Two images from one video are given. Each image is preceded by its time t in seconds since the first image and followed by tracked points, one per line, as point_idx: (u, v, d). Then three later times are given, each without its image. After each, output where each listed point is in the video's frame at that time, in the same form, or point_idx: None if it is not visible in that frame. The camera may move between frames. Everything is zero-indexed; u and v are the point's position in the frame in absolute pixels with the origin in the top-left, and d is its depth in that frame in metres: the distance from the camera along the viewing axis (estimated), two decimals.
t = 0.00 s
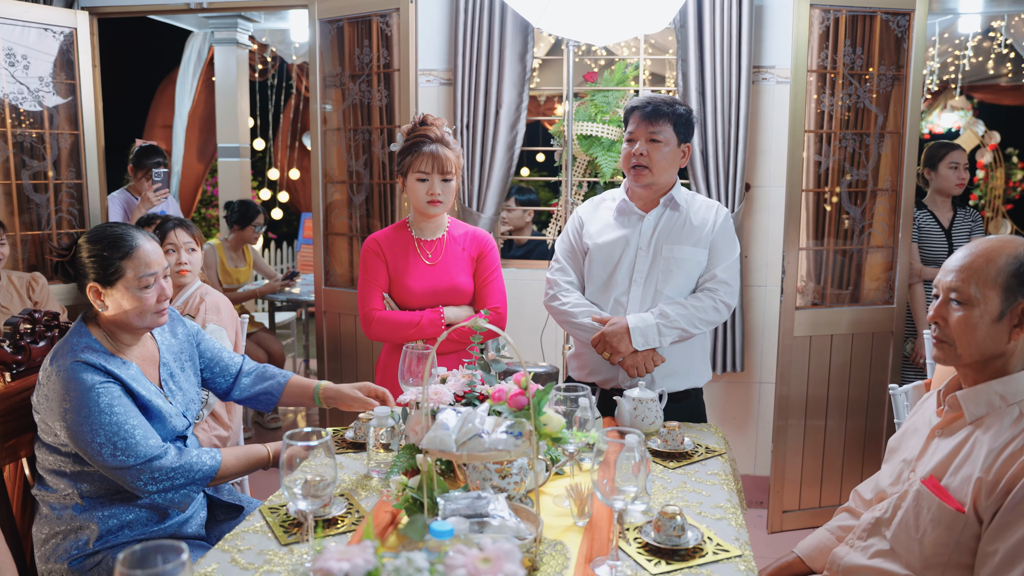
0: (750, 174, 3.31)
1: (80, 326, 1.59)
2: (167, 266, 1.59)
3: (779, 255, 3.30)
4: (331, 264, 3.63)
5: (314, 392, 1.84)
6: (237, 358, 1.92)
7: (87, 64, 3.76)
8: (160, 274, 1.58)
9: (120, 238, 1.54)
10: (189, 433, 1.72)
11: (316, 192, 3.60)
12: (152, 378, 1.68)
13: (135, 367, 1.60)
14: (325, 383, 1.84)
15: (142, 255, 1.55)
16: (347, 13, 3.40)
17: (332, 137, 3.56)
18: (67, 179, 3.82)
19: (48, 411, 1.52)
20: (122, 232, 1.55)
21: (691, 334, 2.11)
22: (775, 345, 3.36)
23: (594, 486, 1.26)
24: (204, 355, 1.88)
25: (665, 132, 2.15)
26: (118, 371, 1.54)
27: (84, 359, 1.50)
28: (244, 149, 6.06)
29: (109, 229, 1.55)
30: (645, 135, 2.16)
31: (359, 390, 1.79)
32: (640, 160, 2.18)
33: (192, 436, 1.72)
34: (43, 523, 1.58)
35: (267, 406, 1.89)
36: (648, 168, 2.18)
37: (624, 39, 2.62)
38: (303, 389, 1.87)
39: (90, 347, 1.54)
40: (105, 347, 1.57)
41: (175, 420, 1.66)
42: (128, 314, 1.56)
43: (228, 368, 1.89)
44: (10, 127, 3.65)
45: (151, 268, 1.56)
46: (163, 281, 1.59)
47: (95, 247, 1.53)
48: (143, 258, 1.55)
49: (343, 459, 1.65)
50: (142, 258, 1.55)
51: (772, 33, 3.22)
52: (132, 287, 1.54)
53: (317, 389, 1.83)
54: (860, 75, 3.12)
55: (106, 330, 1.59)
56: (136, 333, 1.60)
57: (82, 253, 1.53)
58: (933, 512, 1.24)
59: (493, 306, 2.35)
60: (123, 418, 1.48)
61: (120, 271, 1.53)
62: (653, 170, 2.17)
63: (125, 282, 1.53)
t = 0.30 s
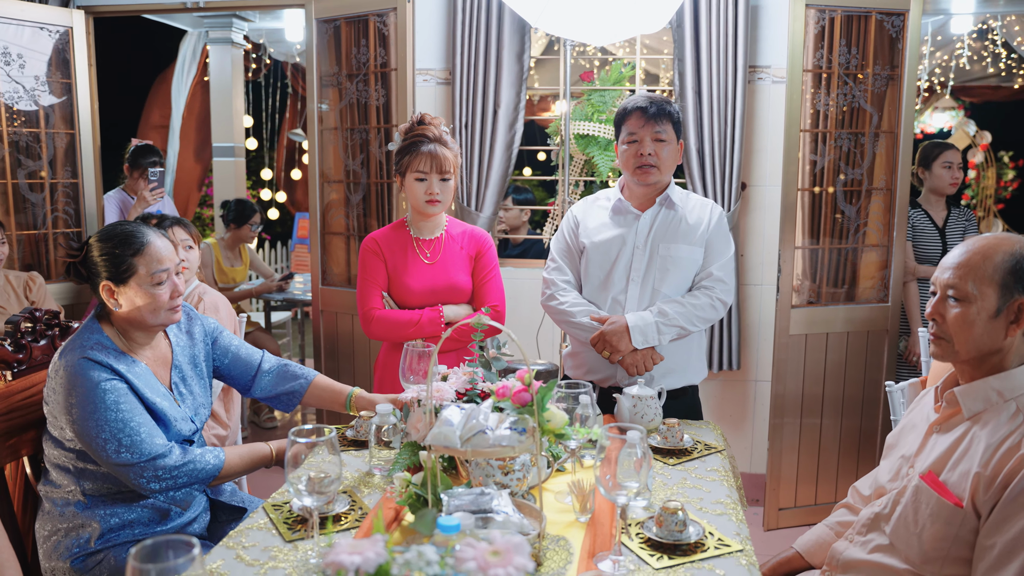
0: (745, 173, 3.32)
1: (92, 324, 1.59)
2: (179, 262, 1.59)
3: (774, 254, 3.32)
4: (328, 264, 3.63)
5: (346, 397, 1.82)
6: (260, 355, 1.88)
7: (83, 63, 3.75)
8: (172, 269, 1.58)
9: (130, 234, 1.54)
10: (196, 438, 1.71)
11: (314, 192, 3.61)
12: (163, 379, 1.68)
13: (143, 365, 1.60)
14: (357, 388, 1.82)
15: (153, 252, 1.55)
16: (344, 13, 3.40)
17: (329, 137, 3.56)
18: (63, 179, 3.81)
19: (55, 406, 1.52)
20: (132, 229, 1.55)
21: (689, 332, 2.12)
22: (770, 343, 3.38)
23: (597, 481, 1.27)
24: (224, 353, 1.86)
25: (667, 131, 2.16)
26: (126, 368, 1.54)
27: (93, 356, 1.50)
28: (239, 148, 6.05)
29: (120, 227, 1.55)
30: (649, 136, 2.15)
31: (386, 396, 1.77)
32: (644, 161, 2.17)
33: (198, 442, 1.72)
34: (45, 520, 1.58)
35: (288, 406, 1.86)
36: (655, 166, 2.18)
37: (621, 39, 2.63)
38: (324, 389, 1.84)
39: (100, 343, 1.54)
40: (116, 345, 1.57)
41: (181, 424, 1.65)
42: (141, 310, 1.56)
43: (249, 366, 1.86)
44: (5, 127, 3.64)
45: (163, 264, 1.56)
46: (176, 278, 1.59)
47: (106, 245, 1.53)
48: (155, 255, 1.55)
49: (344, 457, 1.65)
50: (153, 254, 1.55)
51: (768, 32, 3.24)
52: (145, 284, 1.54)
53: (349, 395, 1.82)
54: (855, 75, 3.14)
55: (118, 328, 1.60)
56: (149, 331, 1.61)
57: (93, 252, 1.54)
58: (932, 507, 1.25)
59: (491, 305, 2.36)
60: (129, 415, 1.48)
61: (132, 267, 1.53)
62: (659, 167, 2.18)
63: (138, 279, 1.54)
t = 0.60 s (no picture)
0: (740, 174, 3.34)
1: (100, 325, 1.60)
2: (190, 267, 1.59)
3: (769, 253, 3.35)
4: (324, 264, 3.64)
5: (351, 402, 1.84)
6: (267, 358, 1.89)
7: (79, 63, 3.75)
8: (183, 275, 1.58)
9: (143, 240, 1.55)
10: (200, 441, 1.72)
11: (310, 192, 3.61)
12: (169, 382, 1.69)
13: (150, 369, 1.61)
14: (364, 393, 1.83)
15: (166, 257, 1.55)
16: (340, 14, 3.40)
17: (326, 137, 3.57)
18: (58, 179, 3.80)
19: (61, 407, 1.52)
20: (145, 234, 1.55)
21: (689, 331, 2.14)
22: (765, 342, 3.40)
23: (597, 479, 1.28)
24: (230, 356, 1.87)
25: (663, 134, 2.18)
26: (132, 373, 1.54)
27: (99, 359, 1.51)
28: (234, 149, 6.03)
29: (132, 231, 1.56)
30: (646, 141, 2.16)
31: (391, 399, 1.79)
32: (642, 166, 2.18)
33: (202, 445, 1.72)
34: (46, 519, 1.58)
35: (294, 410, 1.86)
36: (653, 171, 2.19)
37: (617, 40, 2.65)
38: (328, 392, 1.85)
39: (108, 346, 1.55)
40: (125, 348, 1.58)
41: (186, 427, 1.65)
42: (151, 314, 1.56)
43: (255, 369, 1.87)
44: None
45: (174, 270, 1.56)
46: (186, 283, 1.60)
47: (119, 249, 1.54)
48: (167, 260, 1.55)
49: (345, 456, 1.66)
50: (166, 259, 1.55)
51: (762, 34, 3.26)
52: (156, 289, 1.55)
53: (356, 400, 1.83)
54: (849, 76, 3.16)
55: (128, 331, 1.60)
56: (157, 334, 1.61)
57: (106, 256, 1.54)
58: (927, 503, 1.27)
59: (489, 304, 2.37)
60: (134, 420, 1.48)
61: (144, 272, 1.53)
62: (657, 171, 2.20)
63: (149, 284, 1.54)
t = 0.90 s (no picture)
0: (734, 174, 3.36)
1: (99, 325, 1.60)
2: (191, 270, 1.59)
3: (762, 253, 3.37)
4: (319, 264, 3.63)
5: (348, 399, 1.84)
6: (264, 358, 1.89)
7: (72, 63, 3.73)
8: (184, 278, 1.58)
9: (144, 242, 1.54)
10: (198, 441, 1.72)
11: (305, 193, 3.61)
12: (168, 383, 1.69)
13: (149, 370, 1.61)
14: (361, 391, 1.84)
15: (167, 259, 1.55)
16: (335, 14, 3.40)
17: (321, 137, 3.57)
18: (52, 179, 3.79)
19: (60, 408, 1.52)
20: (146, 236, 1.55)
21: (687, 330, 2.16)
22: (759, 341, 3.42)
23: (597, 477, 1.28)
24: (227, 356, 1.87)
25: (657, 132, 2.19)
26: (132, 374, 1.54)
27: (99, 360, 1.51)
28: (227, 148, 6.02)
29: (133, 233, 1.55)
30: (641, 138, 2.18)
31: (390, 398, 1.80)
32: (638, 163, 2.19)
33: (200, 446, 1.72)
34: (44, 520, 1.58)
35: (292, 409, 1.87)
36: (648, 168, 2.20)
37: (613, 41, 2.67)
38: (327, 391, 1.85)
39: (108, 347, 1.55)
40: (124, 349, 1.58)
41: (185, 428, 1.66)
42: (151, 316, 1.56)
43: (253, 369, 1.87)
44: None
45: (175, 273, 1.56)
46: (186, 285, 1.60)
47: (120, 251, 1.53)
48: (169, 262, 1.55)
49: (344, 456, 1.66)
50: (167, 261, 1.55)
51: (756, 34, 3.28)
52: (156, 292, 1.55)
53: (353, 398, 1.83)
54: (842, 76, 3.18)
55: (127, 332, 1.60)
56: (156, 335, 1.61)
57: (107, 257, 1.54)
58: (922, 499, 1.29)
59: (485, 304, 2.38)
60: (134, 421, 1.48)
61: (145, 275, 1.53)
62: (651, 169, 2.21)
63: (150, 286, 1.54)
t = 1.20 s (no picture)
0: (729, 174, 3.37)
1: (98, 325, 1.60)
2: (191, 270, 1.59)
3: (757, 253, 3.38)
4: (314, 265, 3.63)
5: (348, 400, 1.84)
6: (264, 360, 1.89)
7: (66, 63, 3.72)
8: (183, 277, 1.58)
9: (144, 241, 1.54)
10: (197, 440, 1.72)
11: (300, 193, 3.60)
12: (166, 381, 1.69)
13: (149, 370, 1.61)
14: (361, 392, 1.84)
15: (167, 258, 1.55)
16: (330, 14, 3.40)
17: (317, 137, 3.56)
18: (46, 180, 3.77)
19: (59, 407, 1.52)
20: (146, 235, 1.55)
21: (685, 330, 2.17)
22: (754, 340, 3.43)
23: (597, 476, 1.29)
24: (226, 358, 1.87)
25: (657, 132, 2.20)
26: (131, 374, 1.54)
27: (99, 360, 1.50)
28: (220, 149, 6.00)
29: (133, 232, 1.55)
30: (639, 138, 2.18)
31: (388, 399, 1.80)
32: (636, 163, 2.20)
33: (198, 443, 1.73)
34: (43, 521, 1.58)
35: (291, 410, 1.87)
36: (645, 169, 2.21)
37: (609, 41, 2.67)
38: (325, 391, 1.85)
39: (107, 346, 1.54)
40: (123, 348, 1.58)
41: (184, 428, 1.66)
42: (151, 315, 1.56)
43: (252, 370, 1.87)
44: None
45: (175, 272, 1.56)
46: (186, 284, 1.60)
47: (120, 249, 1.53)
48: (168, 261, 1.55)
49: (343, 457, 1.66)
50: (167, 260, 1.55)
51: (750, 35, 3.30)
52: (156, 290, 1.55)
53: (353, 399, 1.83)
54: (836, 77, 3.20)
55: (126, 331, 1.60)
56: (156, 334, 1.60)
57: (107, 256, 1.54)
58: (919, 497, 1.30)
59: (482, 303, 2.38)
60: (133, 421, 1.48)
61: (145, 274, 1.53)
62: (649, 170, 2.22)
63: (150, 285, 1.54)
